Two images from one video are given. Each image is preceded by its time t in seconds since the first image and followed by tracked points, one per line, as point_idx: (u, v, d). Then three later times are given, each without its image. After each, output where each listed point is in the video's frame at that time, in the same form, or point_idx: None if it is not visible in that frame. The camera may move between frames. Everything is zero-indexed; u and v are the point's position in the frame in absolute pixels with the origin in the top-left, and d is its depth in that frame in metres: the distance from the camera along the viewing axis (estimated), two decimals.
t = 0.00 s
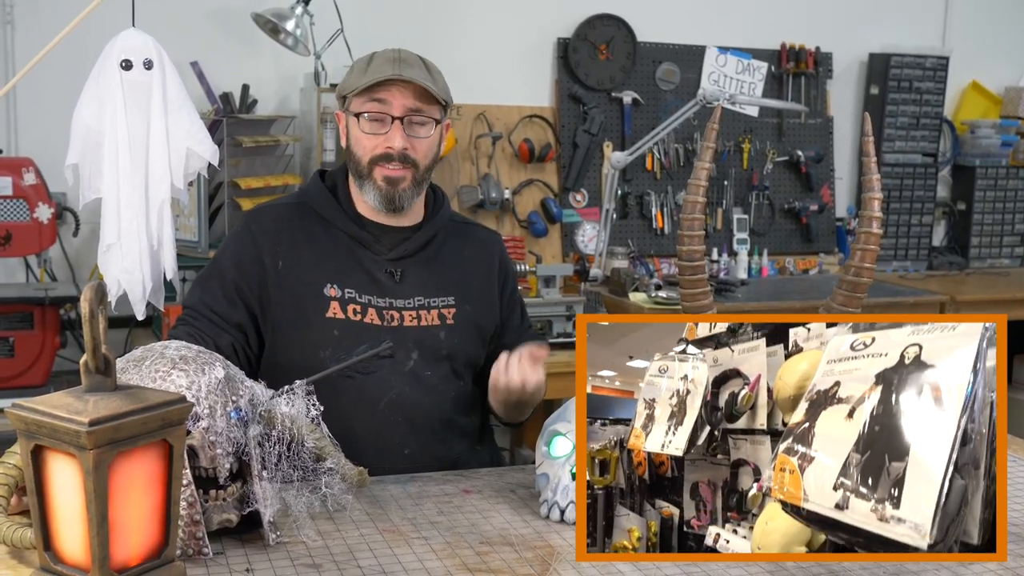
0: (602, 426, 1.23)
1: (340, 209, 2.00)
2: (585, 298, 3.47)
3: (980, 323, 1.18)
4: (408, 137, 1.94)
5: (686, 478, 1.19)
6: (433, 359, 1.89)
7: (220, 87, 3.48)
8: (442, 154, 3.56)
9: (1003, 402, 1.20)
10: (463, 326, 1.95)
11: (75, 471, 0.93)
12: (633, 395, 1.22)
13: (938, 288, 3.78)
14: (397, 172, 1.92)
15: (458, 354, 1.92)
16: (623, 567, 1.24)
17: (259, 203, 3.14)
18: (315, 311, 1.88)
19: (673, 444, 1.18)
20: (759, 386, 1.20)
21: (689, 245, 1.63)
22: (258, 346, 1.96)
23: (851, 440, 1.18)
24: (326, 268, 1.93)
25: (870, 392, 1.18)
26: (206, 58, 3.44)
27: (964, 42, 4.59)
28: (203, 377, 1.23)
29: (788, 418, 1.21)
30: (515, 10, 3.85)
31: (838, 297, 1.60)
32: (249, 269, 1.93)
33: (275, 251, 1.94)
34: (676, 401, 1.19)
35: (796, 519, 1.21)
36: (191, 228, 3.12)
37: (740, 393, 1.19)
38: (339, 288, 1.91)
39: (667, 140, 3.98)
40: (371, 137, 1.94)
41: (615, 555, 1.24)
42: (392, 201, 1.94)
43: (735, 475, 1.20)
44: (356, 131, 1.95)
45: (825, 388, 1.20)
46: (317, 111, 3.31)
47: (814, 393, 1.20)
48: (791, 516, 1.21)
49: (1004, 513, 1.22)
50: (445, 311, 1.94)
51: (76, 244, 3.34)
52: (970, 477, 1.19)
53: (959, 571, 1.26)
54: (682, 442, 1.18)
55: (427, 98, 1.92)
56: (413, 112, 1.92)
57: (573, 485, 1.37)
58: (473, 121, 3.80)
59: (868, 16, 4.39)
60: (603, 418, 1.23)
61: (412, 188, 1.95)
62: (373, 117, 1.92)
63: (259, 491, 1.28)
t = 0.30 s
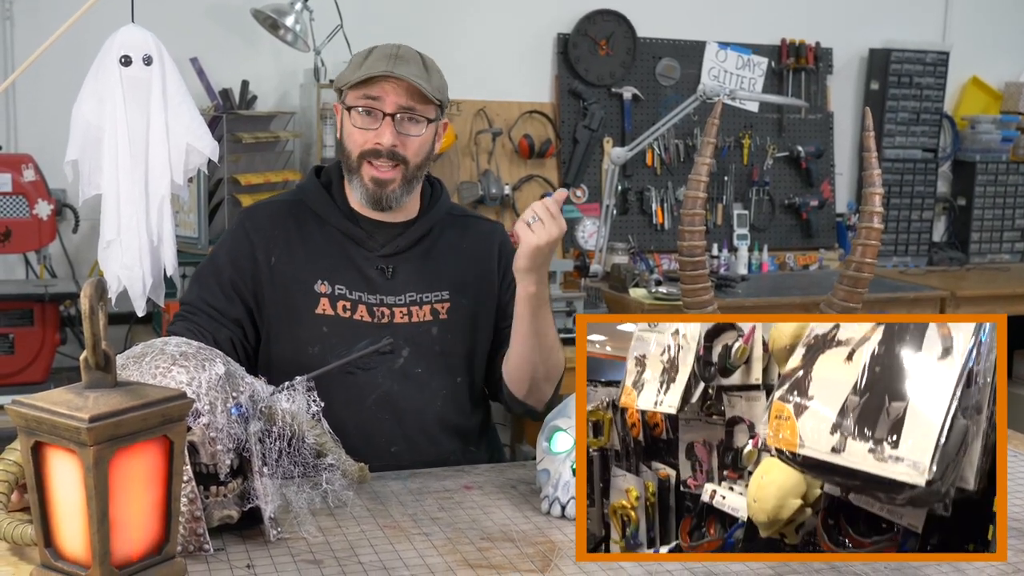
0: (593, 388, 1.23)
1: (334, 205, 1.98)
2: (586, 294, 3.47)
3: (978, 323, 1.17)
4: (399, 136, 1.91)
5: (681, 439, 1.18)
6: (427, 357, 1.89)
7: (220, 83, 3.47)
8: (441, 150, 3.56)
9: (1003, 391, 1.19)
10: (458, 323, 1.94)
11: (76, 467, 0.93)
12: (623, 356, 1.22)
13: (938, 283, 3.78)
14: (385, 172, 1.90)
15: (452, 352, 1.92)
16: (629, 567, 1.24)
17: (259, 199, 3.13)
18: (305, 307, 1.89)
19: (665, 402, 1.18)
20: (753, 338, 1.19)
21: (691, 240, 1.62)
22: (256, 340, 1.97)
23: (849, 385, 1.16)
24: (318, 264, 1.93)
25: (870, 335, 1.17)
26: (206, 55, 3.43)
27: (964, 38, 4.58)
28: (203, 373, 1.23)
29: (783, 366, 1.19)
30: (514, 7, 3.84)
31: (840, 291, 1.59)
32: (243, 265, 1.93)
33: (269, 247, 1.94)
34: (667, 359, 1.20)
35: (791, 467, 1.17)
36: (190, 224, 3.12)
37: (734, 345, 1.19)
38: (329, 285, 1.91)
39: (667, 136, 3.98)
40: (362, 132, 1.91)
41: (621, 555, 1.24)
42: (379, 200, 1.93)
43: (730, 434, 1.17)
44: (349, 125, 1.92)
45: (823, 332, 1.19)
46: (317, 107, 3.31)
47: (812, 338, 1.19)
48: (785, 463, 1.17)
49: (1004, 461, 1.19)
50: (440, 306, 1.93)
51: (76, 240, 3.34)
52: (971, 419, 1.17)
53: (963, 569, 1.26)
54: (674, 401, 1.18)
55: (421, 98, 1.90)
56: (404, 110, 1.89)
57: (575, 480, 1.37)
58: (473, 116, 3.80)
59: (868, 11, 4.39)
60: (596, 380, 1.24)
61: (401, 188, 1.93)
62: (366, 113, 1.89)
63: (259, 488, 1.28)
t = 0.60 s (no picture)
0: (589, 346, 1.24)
1: (331, 205, 1.98)
2: (588, 291, 3.47)
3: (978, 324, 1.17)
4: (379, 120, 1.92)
5: (678, 403, 1.18)
6: (425, 354, 1.89)
7: (222, 80, 3.47)
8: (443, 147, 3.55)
9: (1004, 395, 1.17)
10: (456, 318, 1.93)
11: (80, 464, 0.93)
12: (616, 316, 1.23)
13: (940, 280, 3.78)
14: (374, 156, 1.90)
15: (452, 347, 1.91)
16: (636, 567, 1.24)
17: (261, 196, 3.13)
18: (303, 305, 1.89)
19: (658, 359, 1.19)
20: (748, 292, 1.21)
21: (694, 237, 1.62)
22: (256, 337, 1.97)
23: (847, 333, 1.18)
24: (316, 262, 1.93)
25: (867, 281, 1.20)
26: (208, 51, 3.43)
27: (966, 35, 4.57)
28: (207, 369, 1.23)
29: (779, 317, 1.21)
30: (516, 6, 3.83)
31: (843, 289, 1.58)
32: (242, 263, 1.93)
33: (267, 246, 1.94)
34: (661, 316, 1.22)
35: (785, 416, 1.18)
36: (193, 220, 3.13)
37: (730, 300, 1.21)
38: (327, 283, 1.91)
39: (670, 133, 3.97)
40: (346, 126, 1.93)
41: (627, 555, 1.24)
42: (373, 185, 1.91)
43: (727, 395, 1.18)
44: (332, 123, 1.94)
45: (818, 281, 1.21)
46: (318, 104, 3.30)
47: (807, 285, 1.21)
48: (781, 418, 1.18)
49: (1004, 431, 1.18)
50: (438, 303, 1.93)
51: (78, 236, 3.34)
52: (979, 360, 1.17)
53: (968, 568, 1.26)
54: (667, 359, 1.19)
55: (394, 77, 1.91)
56: (381, 94, 1.91)
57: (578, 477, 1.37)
58: (475, 113, 3.80)
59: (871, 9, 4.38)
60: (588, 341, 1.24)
61: (391, 172, 1.91)
62: (343, 105, 1.92)
63: (263, 484, 1.28)
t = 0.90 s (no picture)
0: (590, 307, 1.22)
1: (329, 207, 1.98)
2: (590, 290, 3.47)
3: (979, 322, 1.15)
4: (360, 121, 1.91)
5: (679, 368, 1.16)
6: (426, 354, 1.89)
7: (226, 78, 3.47)
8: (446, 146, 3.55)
9: (1004, 395, 1.15)
10: (456, 316, 1.93)
11: (84, 463, 0.93)
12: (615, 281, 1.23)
13: (943, 280, 3.77)
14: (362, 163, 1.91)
15: (452, 345, 1.91)
16: (640, 567, 1.23)
17: (265, 195, 3.13)
18: (302, 308, 1.89)
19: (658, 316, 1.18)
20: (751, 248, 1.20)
21: (699, 236, 1.62)
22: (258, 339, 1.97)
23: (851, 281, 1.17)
24: (313, 265, 1.93)
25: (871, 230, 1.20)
26: (211, 49, 3.43)
27: (970, 35, 4.56)
28: (211, 368, 1.23)
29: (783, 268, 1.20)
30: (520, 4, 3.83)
31: (847, 289, 1.58)
32: (241, 265, 1.93)
33: (265, 249, 1.94)
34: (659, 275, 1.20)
35: (790, 370, 1.16)
36: (196, 220, 3.10)
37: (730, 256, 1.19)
38: (325, 285, 1.91)
39: (673, 132, 3.96)
40: (328, 130, 1.92)
41: (632, 555, 1.23)
42: (365, 194, 1.92)
43: (729, 355, 1.16)
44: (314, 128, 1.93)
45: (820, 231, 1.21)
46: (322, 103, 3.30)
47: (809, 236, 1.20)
48: (785, 378, 1.15)
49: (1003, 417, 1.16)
50: (438, 302, 1.93)
51: (81, 235, 3.35)
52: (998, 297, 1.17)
53: (973, 568, 1.25)
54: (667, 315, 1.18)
55: (370, 76, 1.89)
56: (360, 94, 1.90)
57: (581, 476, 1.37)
58: (478, 112, 3.80)
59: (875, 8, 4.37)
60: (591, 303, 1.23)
61: (382, 175, 1.92)
62: (323, 110, 1.90)
63: (266, 483, 1.28)
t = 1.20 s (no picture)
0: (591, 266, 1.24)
1: (340, 204, 1.97)
2: (593, 289, 3.46)
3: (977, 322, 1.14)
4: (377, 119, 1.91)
5: (671, 330, 1.18)
6: (443, 349, 1.89)
7: (228, 77, 3.47)
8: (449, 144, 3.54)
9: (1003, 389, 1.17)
10: (468, 313, 1.94)
11: (88, 461, 0.93)
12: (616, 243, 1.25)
13: (947, 279, 3.76)
14: (378, 155, 1.90)
15: (467, 341, 1.93)
16: (644, 567, 1.23)
17: (268, 193, 3.13)
18: (318, 307, 1.87)
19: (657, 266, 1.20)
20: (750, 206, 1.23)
21: (702, 236, 1.61)
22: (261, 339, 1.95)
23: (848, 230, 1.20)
24: (328, 262, 1.91)
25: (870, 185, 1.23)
26: (215, 48, 3.43)
27: (974, 33, 4.55)
28: (214, 366, 1.22)
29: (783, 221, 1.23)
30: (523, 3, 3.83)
31: (851, 289, 1.58)
32: (250, 265, 1.91)
33: (277, 247, 1.92)
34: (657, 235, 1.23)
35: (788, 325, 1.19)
36: (199, 217, 3.11)
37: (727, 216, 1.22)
38: (341, 283, 1.89)
39: (676, 131, 3.96)
40: (344, 126, 1.93)
41: (636, 555, 1.23)
42: (378, 184, 1.91)
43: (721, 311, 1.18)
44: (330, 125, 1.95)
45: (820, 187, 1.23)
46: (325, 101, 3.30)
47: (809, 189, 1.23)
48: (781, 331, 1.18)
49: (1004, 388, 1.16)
50: (450, 298, 1.93)
51: (84, 233, 3.35)
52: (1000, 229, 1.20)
53: (976, 568, 1.25)
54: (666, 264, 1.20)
55: (386, 75, 1.90)
56: (378, 92, 1.90)
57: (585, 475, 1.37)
58: (481, 110, 3.79)
59: (878, 7, 4.36)
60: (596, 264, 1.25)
61: (397, 168, 1.92)
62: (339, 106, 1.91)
63: (270, 482, 1.28)
